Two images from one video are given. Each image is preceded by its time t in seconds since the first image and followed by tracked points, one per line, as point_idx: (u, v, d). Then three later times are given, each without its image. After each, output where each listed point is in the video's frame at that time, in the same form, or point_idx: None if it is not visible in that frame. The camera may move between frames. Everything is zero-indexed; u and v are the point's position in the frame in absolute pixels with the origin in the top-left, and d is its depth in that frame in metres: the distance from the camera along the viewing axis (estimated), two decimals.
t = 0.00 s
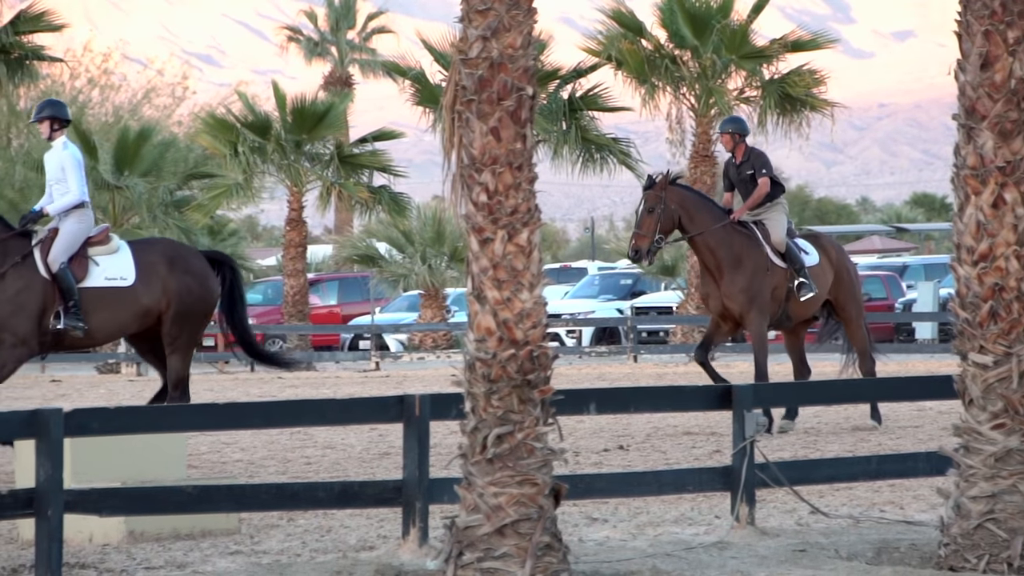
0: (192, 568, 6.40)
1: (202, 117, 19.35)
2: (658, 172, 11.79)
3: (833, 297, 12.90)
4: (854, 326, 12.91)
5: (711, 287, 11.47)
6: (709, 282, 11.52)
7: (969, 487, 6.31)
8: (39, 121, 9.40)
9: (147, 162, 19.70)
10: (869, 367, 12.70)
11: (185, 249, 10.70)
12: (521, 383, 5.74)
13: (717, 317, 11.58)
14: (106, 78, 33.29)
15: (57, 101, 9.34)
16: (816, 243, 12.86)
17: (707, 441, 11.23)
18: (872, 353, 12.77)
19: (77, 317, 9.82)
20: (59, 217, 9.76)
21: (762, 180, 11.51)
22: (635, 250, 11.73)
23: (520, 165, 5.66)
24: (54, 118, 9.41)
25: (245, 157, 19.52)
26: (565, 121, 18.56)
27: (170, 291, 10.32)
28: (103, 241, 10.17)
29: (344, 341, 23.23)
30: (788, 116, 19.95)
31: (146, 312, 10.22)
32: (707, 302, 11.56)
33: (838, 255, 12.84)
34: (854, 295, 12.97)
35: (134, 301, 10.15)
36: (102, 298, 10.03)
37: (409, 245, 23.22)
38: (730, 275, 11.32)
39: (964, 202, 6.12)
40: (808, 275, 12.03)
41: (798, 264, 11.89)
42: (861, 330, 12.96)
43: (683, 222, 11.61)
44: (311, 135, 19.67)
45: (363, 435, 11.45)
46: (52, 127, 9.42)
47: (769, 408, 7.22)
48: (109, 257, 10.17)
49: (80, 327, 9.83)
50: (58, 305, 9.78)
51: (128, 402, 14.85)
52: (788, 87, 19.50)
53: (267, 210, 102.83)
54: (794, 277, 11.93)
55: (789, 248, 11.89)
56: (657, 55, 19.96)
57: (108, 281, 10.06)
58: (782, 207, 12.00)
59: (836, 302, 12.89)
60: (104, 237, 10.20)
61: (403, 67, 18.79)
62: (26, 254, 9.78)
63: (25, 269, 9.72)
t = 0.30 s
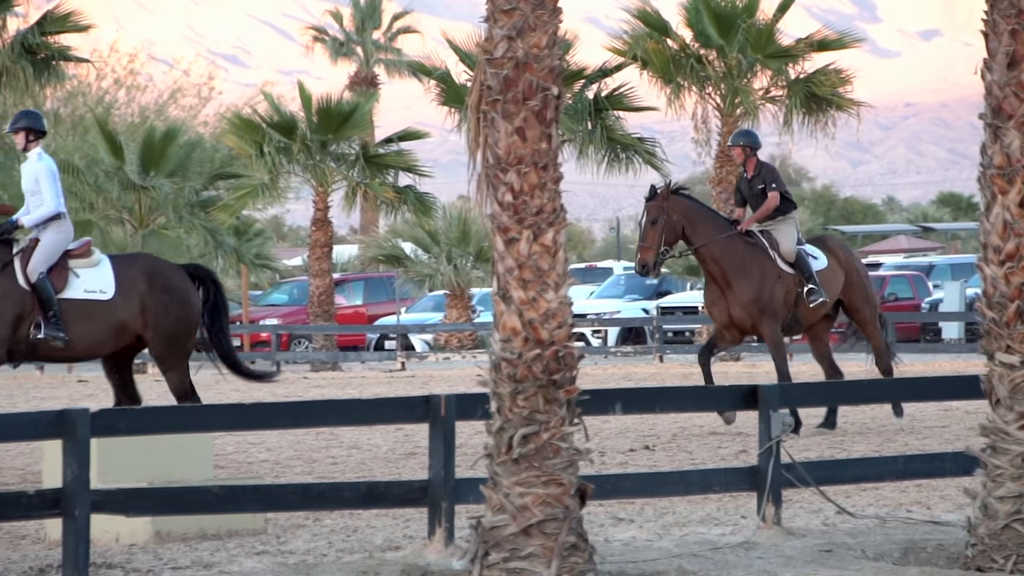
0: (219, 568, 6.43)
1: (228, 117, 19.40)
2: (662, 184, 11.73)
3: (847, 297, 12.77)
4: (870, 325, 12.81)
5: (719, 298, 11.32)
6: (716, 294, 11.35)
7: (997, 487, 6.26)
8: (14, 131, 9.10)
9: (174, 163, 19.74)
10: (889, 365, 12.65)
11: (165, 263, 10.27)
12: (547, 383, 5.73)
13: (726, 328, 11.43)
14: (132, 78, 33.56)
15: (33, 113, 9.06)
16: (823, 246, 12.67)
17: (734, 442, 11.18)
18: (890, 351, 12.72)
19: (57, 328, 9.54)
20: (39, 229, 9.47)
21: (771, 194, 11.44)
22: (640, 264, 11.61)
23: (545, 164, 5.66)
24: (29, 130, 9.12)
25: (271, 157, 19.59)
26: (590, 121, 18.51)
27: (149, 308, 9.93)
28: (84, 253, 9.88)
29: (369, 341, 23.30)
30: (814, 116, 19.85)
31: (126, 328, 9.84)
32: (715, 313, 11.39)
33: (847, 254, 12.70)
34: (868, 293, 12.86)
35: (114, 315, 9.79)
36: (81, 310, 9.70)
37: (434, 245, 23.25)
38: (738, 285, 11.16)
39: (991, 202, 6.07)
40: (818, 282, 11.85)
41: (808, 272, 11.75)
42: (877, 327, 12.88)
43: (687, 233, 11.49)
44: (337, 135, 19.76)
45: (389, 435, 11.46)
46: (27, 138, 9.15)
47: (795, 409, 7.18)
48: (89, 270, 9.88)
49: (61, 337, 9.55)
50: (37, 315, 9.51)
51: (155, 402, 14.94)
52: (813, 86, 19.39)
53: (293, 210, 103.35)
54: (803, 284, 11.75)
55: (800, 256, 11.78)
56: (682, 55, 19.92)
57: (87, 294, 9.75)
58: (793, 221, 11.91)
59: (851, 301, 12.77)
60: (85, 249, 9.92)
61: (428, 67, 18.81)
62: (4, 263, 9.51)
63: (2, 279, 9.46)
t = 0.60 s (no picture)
0: (244, 567, 6.47)
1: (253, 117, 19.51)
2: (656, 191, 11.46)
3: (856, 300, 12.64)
4: (878, 326, 12.67)
5: (725, 302, 11.13)
6: (721, 298, 11.16)
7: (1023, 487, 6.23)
8: None
9: (199, 163, 19.96)
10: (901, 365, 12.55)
11: (136, 270, 9.75)
12: (571, 383, 5.73)
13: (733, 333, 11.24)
14: (157, 78, 33.79)
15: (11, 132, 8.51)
16: (827, 248, 12.47)
17: (759, 442, 11.14)
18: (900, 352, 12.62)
19: (38, 344, 9.16)
20: (17, 247, 9.11)
21: (776, 196, 11.33)
22: (641, 273, 11.25)
23: (570, 164, 5.66)
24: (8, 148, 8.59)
25: (296, 158, 19.68)
26: (615, 121, 18.48)
27: (127, 317, 9.43)
28: (58, 266, 9.42)
29: (393, 342, 23.36)
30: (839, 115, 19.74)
31: (105, 338, 9.40)
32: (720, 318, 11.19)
33: (853, 256, 12.58)
34: (876, 294, 12.70)
35: (91, 327, 9.34)
36: (59, 325, 9.27)
37: (459, 245, 23.28)
38: (744, 288, 10.98)
39: (1016, 201, 6.02)
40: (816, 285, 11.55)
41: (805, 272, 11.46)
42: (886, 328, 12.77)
43: (687, 237, 11.27)
44: (361, 135, 19.84)
45: (414, 435, 11.48)
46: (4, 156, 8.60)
47: (819, 409, 7.16)
48: (66, 283, 9.41)
49: (42, 354, 9.17)
50: (17, 332, 9.14)
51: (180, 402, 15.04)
52: (838, 86, 19.30)
53: (318, 211, 103.79)
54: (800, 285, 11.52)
55: (800, 255, 11.54)
56: (707, 54, 19.88)
57: (64, 307, 9.29)
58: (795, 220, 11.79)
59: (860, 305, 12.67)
60: (61, 263, 9.44)
61: (453, 68, 18.84)
62: None
63: None
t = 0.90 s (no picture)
0: (271, 566, 6.51)
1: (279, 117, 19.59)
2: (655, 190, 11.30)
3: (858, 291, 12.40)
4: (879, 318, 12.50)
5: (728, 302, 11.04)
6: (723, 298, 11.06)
7: None
8: None
9: (225, 162, 20.05)
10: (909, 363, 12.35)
11: (106, 272, 9.82)
12: (597, 382, 5.73)
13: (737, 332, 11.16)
14: (183, 78, 34.01)
15: None
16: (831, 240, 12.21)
17: (785, 441, 11.09)
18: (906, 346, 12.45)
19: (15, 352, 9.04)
20: None
21: (774, 182, 11.07)
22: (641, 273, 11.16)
23: (596, 163, 5.66)
24: None
25: (322, 157, 19.71)
26: (641, 120, 18.44)
27: (103, 320, 9.49)
28: (30, 275, 9.36)
29: (419, 341, 23.42)
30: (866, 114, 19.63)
31: (81, 343, 9.41)
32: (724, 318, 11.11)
33: (856, 245, 12.30)
34: (879, 288, 12.46)
35: (68, 331, 9.32)
36: (36, 331, 9.19)
37: (485, 244, 23.28)
38: (746, 288, 10.86)
39: None
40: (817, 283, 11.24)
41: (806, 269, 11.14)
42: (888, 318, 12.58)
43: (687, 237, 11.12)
44: (387, 135, 19.89)
45: (440, 434, 11.51)
46: None
47: (846, 408, 7.11)
48: (39, 290, 9.34)
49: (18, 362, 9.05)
50: None
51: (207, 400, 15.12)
52: (865, 85, 19.20)
53: (345, 210, 104.18)
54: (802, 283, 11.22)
55: (801, 253, 11.16)
56: (733, 53, 19.78)
57: (39, 313, 9.22)
58: (794, 211, 11.49)
59: (861, 295, 12.42)
60: (33, 271, 9.40)
61: (478, 67, 18.86)
62: None
63: None
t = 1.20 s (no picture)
0: (298, 567, 6.57)
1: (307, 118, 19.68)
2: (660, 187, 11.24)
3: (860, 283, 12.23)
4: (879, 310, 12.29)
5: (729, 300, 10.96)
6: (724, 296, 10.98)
7: None
8: None
9: (252, 163, 20.19)
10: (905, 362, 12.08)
11: (78, 268, 9.79)
12: (624, 383, 5.75)
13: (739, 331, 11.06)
14: (210, 79, 34.25)
15: None
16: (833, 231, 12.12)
17: (812, 441, 11.07)
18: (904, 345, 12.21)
19: None
20: None
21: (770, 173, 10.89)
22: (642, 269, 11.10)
23: (623, 164, 5.68)
24: None
25: (349, 158, 19.80)
26: (668, 120, 18.42)
27: (77, 319, 9.47)
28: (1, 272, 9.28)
29: (446, 341, 23.49)
30: (893, 114, 19.49)
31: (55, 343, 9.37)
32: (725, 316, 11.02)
33: (858, 238, 12.19)
34: (880, 281, 12.28)
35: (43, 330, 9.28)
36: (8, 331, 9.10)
37: (511, 245, 23.31)
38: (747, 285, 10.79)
39: None
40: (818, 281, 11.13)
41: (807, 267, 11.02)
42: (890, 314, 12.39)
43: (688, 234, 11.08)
44: (414, 135, 19.94)
45: (466, 435, 11.54)
46: None
47: (874, 407, 7.09)
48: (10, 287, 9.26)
49: None
50: None
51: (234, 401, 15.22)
52: (893, 85, 19.10)
53: (372, 211, 104.54)
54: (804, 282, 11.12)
55: (801, 252, 11.06)
56: (760, 53, 19.71)
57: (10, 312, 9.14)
58: (792, 203, 11.32)
59: (861, 287, 12.25)
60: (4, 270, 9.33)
61: (505, 67, 18.89)
62: None
63: None
